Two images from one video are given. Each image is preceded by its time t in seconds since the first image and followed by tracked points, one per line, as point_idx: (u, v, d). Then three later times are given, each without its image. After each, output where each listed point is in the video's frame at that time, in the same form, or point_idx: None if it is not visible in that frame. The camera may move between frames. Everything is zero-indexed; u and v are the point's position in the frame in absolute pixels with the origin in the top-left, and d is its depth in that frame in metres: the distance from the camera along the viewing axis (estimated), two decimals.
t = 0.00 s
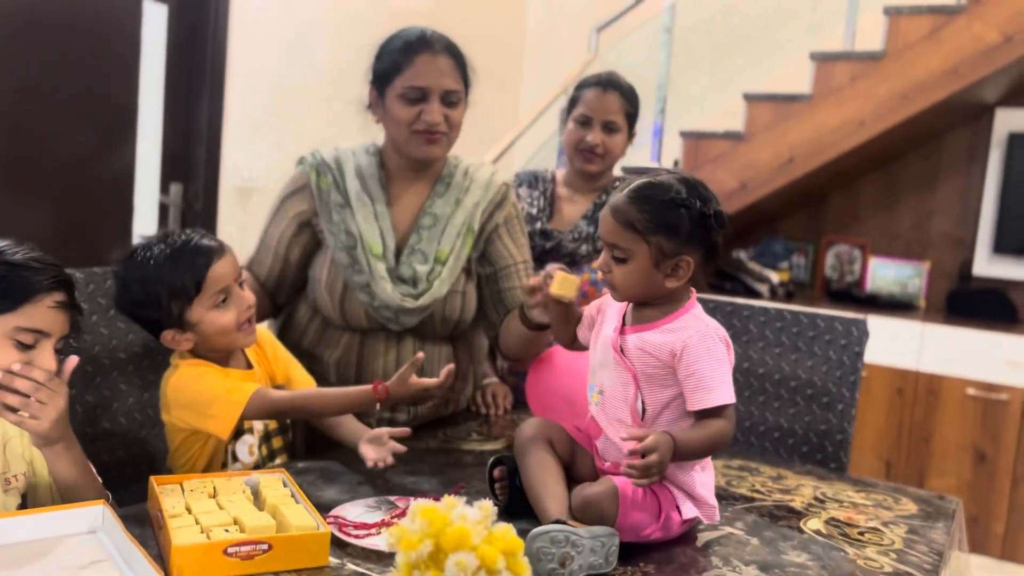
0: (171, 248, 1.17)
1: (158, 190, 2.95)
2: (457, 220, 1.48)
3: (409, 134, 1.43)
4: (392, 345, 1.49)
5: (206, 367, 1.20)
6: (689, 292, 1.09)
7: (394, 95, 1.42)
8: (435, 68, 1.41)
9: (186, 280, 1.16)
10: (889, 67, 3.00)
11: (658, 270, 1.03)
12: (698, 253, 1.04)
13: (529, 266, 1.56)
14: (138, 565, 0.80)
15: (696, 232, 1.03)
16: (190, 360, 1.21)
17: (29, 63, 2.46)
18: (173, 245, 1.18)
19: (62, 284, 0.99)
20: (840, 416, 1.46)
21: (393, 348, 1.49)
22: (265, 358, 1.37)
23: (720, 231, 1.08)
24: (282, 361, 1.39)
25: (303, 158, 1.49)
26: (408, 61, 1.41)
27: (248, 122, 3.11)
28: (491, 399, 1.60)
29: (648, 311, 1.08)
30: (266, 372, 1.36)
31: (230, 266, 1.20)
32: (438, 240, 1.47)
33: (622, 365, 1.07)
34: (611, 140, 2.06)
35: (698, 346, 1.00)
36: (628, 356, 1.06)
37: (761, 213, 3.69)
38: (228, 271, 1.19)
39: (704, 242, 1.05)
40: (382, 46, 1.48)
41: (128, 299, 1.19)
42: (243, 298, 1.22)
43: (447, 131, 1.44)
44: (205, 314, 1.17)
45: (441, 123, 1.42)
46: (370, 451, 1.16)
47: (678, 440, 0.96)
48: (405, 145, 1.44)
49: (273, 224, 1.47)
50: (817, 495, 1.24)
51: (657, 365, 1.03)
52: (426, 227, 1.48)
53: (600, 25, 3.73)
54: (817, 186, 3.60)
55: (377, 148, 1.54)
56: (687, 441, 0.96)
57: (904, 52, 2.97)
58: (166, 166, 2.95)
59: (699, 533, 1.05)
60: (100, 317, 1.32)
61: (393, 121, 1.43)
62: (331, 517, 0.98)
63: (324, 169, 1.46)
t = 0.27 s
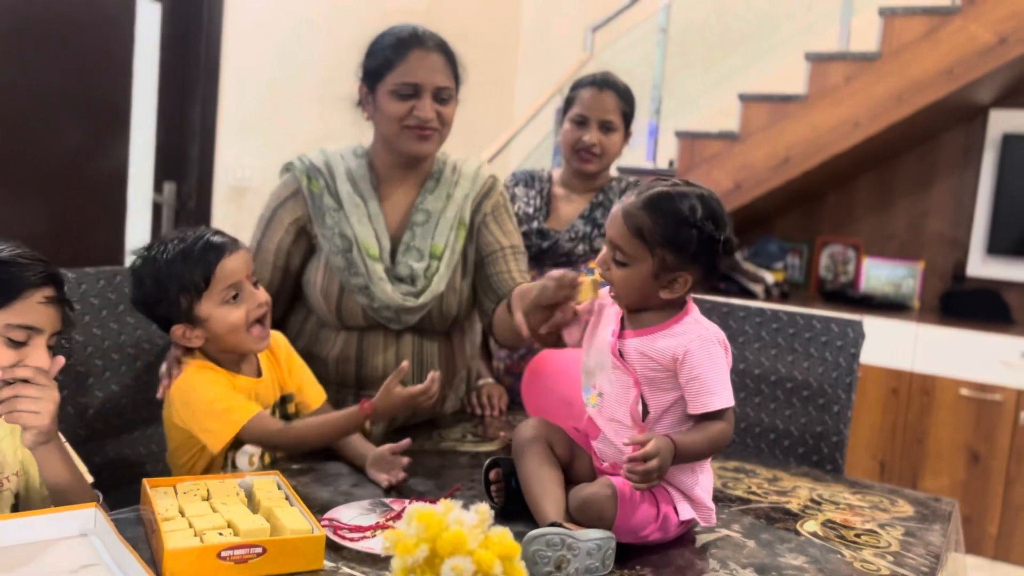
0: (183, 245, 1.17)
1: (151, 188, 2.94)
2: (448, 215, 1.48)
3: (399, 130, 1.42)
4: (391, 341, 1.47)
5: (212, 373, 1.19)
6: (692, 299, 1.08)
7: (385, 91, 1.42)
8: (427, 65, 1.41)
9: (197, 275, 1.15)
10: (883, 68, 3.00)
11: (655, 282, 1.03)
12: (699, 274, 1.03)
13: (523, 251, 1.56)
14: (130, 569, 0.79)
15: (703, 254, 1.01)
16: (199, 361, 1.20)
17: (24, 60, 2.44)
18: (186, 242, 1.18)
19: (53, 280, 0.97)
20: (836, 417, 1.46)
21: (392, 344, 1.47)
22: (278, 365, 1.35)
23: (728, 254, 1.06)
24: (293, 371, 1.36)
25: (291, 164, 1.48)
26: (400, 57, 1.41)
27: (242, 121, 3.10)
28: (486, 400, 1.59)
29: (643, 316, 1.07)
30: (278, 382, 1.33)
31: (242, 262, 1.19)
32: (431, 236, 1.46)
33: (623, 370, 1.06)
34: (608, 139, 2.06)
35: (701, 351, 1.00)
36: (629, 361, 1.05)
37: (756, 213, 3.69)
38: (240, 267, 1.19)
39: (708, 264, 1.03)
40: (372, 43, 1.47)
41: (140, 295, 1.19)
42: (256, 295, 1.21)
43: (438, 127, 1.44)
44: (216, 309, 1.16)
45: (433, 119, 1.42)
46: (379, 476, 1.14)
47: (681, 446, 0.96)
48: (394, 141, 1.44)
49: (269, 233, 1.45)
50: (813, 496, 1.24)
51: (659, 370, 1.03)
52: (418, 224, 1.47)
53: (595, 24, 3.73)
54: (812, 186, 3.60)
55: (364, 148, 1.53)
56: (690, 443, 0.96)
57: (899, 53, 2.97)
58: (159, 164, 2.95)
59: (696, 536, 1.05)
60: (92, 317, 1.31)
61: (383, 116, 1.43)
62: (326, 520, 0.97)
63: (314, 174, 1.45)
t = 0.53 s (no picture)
0: (214, 233, 1.15)
1: (144, 188, 2.92)
2: (439, 214, 1.47)
3: (382, 132, 1.42)
4: (381, 339, 1.46)
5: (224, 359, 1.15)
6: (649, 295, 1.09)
7: (370, 94, 1.41)
8: (411, 68, 1.39)
9: (229, 264, 1.13)
10: (878, 68, 3.00)
11: (609, 281, 1.03)
12: (654, 272, 1.03)
13: (519, 250, 1.56)
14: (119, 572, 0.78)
15: (656, 252, 1.02)
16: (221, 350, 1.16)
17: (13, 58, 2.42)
18: (221, 230, 1.16)
19: (50, 285, 0.96)
20: (830, 419, 1.45)
21: (382, 343, 1.46)
22: (295, 366, 1.30)
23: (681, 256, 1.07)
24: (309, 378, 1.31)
25: (280, 163, 1.46)
26: (385, 60, 1.39)
27: (234, 121, 3.09)
28: (480, 401, 1.58)
29: (603, 316, 1.07)
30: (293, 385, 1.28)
31: (273, 254, 1.17)
32: (423, 235, 1.46)
33: (591, 373, 1.05)
34: (601, 139, 2.05)
35: (670, 341, 1.01)
36: (595, 364, 1.04)
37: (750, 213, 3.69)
38: (271, 259, 1.17)
39: (663, 265, 1.04)
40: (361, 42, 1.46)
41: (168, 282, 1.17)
42: (285, 290, 1.19)
43: (423, 130, 1.43)
44: (244, 300, 1.14)
45: (417, 123, 1.41)
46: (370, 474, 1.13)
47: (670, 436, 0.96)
48: (379, 142, 1.43)
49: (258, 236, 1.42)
50: (808, 498, 1.24)
51: (628, 366, 1.02)
52: (409, 224, 1.46)
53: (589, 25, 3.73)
54: (806, 187, 3.60)
55: (354, 148, 1.52)
56: (676, 432, 0.96)
57: (892, 53, 2.98)
58: (153, 163, 2.93)
59: (688, 537, 1.04)
60: (83, 318, 1.30)
61: (367, 118, 1.42)
62: (317, 523, 0.96)
63: (304, 173, 1.44)
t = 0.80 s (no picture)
0: (246, 231, 1.16)
1: (139, 188, 2.91)
2: (442, 217, 1.47)
3: (372, 136, 1.41)
4: (383, 342, 1.46)
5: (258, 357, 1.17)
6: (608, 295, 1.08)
7: (362, 99, 1.40)
8: (401, 73, 1.38)
9: (266, 260, 1.14)
10: (874, 69, 3.00)
11: (556, 286, 1.02)
12: (597, 268, 1.02)
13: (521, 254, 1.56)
14: None
15: (591, 248, 1.01)
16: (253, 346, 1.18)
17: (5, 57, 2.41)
18: (255, 226, 1.17)
19: (54, 296, 0.96)
20: (827, 421, 1.45)
21: (384, 346, 1.46)
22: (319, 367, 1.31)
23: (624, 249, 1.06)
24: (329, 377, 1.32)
25: (280, 163, 1.44)
26: (377, 64, 1.38)
27: (229, 120, 3.08)
28: (476, 402, 1.58)
29: (565, 326, 1.07)
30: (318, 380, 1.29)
31: (309, 250, 1.19)
32: (426, 238, 1.45)
33: (558, 384, 1.06)
34: (593, 135, 2.04)
35: (625, 343, 1.01)
36: (560, 375, 1.06)
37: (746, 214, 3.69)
38: (307, 255, 1.19)
39: (604, 260, 1.03)
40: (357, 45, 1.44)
41: (202, 276, 1.17)
42: (320, 285, 1.21)
43: (414, 136, 1.42)
44: (282, 297, 1.16)
45: (407, 130, 1.40)
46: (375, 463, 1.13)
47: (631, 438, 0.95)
48: (371, 147, 1.43)
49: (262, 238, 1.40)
50: (804, 500, 1.23)
51: (591, 373, 1.03)
52: (412, 227, 1.46)
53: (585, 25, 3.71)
54: (802, 188, 3.60)
55: (354, 150, 1.51)
56: (639, 434, 0.96)
57: (888, 54, 2.98)
58: (147, 164, 2.92)
59: (684, 540, 1.04)
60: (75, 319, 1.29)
61: (359, 122, 1.42)
62: (311, 527, 0.96)
63: (306, 173, 1.42)
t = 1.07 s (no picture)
0: (305, 233, 1.15)
1: (137, 187, 2.89)
2: (444, 219, 1.47)
3: (376, 136, 1.41)
4: (382, 343, 1.45)
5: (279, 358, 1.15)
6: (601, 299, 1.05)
7: (366, 99, 1.40)
8: (407, 75, 1.37)
9: (326, 265, 1.14)
10: (872, 69, 3.00)
11: (537, 288, 1.00)
12: (578, 271, 1.00)
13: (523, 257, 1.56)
14: None
15: (569, 250, 0.99)
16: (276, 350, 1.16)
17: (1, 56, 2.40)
18: (313, 230, 1.16)
19: (39, 286, 0.92)
20: (827, 421, 1.45)
21: (383, 347, 1.45)
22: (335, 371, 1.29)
23: (610, 251, 1.02)
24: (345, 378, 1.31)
25: (284, 161, 1.43)
26: (382, 65, 1.38)
27: (226, 120, 3.07)
28: (475, 402, 1.57)
29: (557, 330, 1.05)
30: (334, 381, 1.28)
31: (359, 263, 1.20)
32: (428, 239, 1.46)
33: (552, 391, 1.05)
34: (589, 132, 2.03)
35: (619, 353, 0.98)
36: (554, 381, 1.04)
37: (744, 214, 3.68)
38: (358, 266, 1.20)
39: (586, 263, 1.00)
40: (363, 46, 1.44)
41: (252, 270, 1.14)
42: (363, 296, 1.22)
43: (416, 138, 1.42)
44: (332, 303, 1.15)
45: (410, 132, 1.39)
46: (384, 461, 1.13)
47: (623, 455, 0.93)
48: (373, 148, 1.42)
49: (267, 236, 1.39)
50: (806, 501, 1.23)
51: (584, 382, 1.01)
52: (414, 228, 1.46)
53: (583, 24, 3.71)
54: (800, 187, 3.60)
55: (358, 149, 1.50)
56: (632, 450, 0.93)
57: (886, 54, 2.97)
58: (145, 164, 2.91)
59: (686, 541, 1.03)
60: (72, 320, 1.29)
61: (362, 122, 1.42)
62: (312, 529, 0.96)
63: (310, 172, 1.42)
